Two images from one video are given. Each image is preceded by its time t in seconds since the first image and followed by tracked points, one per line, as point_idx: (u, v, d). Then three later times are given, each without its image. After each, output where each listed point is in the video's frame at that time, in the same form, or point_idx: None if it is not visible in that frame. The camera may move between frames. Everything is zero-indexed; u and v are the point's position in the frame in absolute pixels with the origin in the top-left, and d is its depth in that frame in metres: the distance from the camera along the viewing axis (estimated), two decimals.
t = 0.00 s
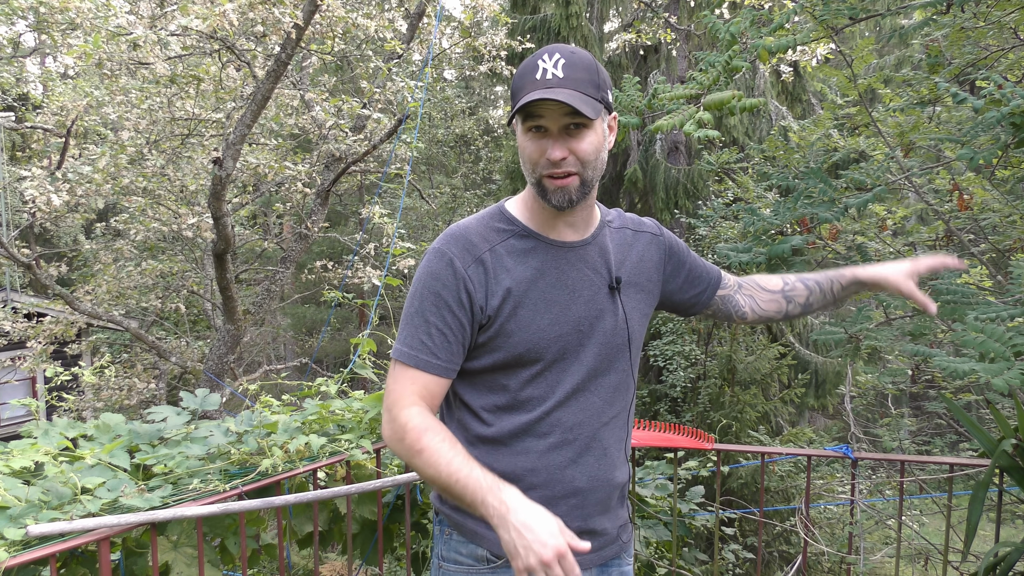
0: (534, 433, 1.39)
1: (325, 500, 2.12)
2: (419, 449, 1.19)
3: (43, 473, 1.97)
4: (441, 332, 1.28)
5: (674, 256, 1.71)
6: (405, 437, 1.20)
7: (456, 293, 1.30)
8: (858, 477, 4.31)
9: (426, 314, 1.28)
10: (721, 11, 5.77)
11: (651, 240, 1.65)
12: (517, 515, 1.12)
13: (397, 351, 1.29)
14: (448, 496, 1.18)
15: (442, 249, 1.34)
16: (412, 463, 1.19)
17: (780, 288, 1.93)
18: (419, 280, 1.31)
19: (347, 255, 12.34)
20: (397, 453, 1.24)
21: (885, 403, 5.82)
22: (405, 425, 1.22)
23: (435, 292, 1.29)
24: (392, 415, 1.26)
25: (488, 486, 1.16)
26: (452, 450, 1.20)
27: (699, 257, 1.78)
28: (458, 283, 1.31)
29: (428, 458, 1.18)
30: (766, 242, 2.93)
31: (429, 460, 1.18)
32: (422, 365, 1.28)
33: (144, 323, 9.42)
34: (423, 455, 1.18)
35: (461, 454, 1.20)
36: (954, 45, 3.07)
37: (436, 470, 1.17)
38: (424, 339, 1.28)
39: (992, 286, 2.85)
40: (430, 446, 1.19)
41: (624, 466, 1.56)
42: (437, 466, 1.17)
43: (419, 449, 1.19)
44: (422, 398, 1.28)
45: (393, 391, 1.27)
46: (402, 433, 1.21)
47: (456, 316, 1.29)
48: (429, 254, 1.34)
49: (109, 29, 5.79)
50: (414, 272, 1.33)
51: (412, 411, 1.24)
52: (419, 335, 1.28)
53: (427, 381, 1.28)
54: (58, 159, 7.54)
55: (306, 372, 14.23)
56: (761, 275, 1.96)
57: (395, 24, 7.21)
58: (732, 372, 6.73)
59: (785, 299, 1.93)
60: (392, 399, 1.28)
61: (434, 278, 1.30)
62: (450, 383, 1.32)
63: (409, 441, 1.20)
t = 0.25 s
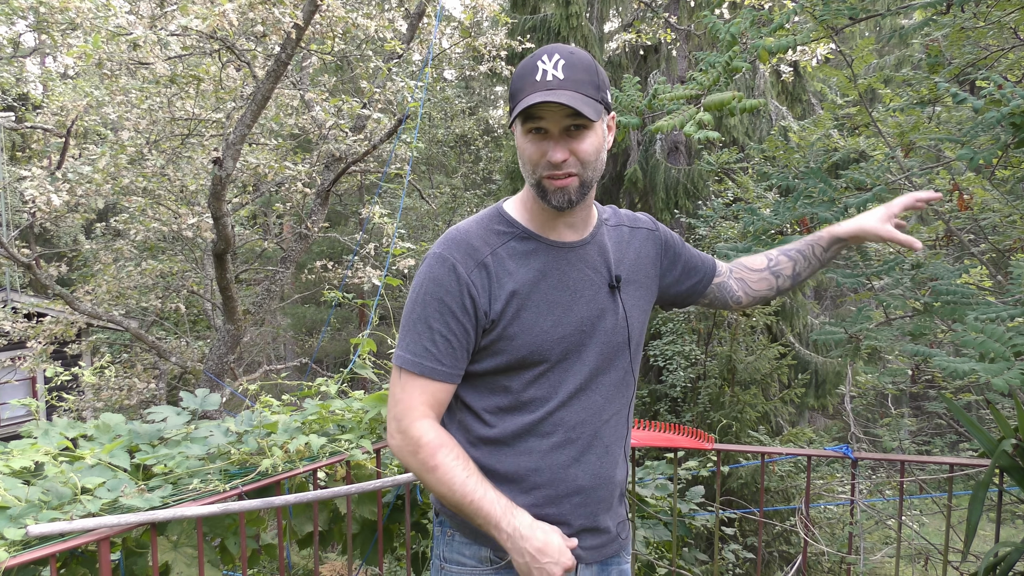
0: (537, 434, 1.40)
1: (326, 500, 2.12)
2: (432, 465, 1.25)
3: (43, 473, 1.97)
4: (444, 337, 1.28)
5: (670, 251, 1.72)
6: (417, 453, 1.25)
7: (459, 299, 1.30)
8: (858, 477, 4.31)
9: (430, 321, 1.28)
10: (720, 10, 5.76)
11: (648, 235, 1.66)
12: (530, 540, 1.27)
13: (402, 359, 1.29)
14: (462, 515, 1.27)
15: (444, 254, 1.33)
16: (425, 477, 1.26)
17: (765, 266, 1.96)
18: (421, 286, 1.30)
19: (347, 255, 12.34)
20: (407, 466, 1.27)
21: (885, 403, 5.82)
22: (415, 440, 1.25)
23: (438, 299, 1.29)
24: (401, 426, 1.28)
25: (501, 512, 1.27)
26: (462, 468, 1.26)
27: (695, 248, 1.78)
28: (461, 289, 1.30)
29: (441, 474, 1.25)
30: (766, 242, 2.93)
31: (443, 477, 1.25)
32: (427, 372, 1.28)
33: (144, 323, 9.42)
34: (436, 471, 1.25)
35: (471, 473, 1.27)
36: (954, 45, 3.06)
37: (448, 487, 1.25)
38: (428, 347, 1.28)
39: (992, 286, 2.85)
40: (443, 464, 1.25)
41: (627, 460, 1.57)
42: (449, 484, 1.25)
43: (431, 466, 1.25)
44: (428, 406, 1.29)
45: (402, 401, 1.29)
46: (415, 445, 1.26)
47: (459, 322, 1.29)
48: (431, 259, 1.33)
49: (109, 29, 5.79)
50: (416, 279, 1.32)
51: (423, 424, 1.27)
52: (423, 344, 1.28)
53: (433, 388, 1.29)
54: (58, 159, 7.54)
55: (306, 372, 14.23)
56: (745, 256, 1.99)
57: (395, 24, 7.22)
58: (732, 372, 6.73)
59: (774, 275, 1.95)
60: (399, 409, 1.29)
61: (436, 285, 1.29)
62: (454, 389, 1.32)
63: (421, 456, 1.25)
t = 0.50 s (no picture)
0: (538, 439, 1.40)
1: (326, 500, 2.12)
2: (440, 472, 1.25)
3: (43, 473, 1.97)
4: (449, 340, 1.28)
5: (671, 257, 1.74)
6: (425, 460, 1.25)
7: (465, 302, 1.29)
8: (858, 477, 4.31)
9: (435, 324, 1.27)
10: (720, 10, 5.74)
11: (650, 241, 1.67)
12: (535, 550, 1.30)
13: (408, 363, 1.28)
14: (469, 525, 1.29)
15: (449, 257, 1.32)
16: (432, 484, 1.25)
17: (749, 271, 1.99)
18: (426, 289, 1.29)
19: (347, 255, 12.34)
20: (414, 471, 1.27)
21: (885, 403, 5.82)
22: (423, 446, 1.25)
23: (444, 303, 1.28)
24: (408, 432, 1.28)
25: (509, 521, 1.30)
26: (470, 476, 1.27)
27: (695, 256, 1.82)
28: (467, 292, 1.30)
29: (449, 482, 1.25)
30: (767, 242, 2.92)
31: (450, 484, 1.25)
32: (432, 375, 1.28)
33: (144, 323, 9.42)
34: (444, 479, 1.25)
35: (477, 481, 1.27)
36: (955, 45, 3.06)
37: (456, 494, 1.25)
38: (434, 351, 1.27)
39: (992, 287, 2.85)
40: (452, 472, 1.25)
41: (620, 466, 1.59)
42: (457, 491, 1.25)
43: (439, 473, 1.25)
44: (434, 411, 1.29)
45: (410, 406, 1.29)
46: (423, 450, 1.25)
47: (464, 326, 1.29)
48: (436, 262, 1.32)
49: (109, 29, 5.78)
50: (421, 281, 1.31)
51: (431, 429, 1.26)
52: (430, 347, 1.27)
53: (438, 392, 1.29)
54: (58, 159, 7.54)
55: (306, 372, 14.23)
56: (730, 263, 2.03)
57: (395, 24, 7.22)
58: (732, 372, 6.73)
59: (759, 280, 1.98)
60: (406, 413, 1.29)
61: (441, 288, 1.29)
62: (457, 393, 1.32)
63: (429, 462, 1.25)
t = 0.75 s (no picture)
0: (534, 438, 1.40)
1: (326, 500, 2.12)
2: (435, 468, 1.25)
3: (43, 473, 1.97)
4: (450, 333, 1.28)
5: (671, 262, 1.75)
6: (421, 454, 1.25)
7: (466, 296, 1.29)
8: (858, 477, 4.31)
9: (436, 317, 1.27)
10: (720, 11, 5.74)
11: (651, 246, 1.67)
12: (527, 549, 1.30)
13: (407, 355, 1.28)
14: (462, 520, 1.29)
15: (452, 249, 1.32)
16: (427, 480, 1.26)
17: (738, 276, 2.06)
18: (428, 281, 1.29)
19: (347, 255, 12.34)
20: (409, 465, 1.27)
21: (885, 403, 5.82)
22: (419, 441, 1.25)
23: (446, 296, 1.28)
24: (404, 425, 1.28)
25: (505, 519, 1.30)
26: (465, 473, 1.27)
27: (695, 262, 1.83)
28: (468, 286, 1.30)
29: (443, 478, 1.25)
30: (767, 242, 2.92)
31: (444, 480, 1.25)
32: (431, 368, 1.28)
33: (144, 323, 9.42)
34: (439, 475, 1.25)
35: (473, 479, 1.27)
36: (955, 45, 3.06)
37: (450, 490, 1.25)
38: (434, 343, 1.27)
39: (992, 287, 2.85)
40: (448, 468, 1.25)
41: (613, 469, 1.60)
42: (451, 488, 1.25)
43: (434, 468, 1.25)
44: (432, 405, 1.29)
45: (409, 399, 1.28)
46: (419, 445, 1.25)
47: (465, 320, 1.29)
48: (438, 254, 1.32)
49: (109, 29, 5.78)
50: (423, 272, 1.31)
51: (428, 424, 1.26)
52: (430, 339, 1.27)
53: (437, 387, 1.29)
54: (58, 159, 7.54)
55: (306, 372, 14.23)
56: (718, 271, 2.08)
57: (395, 24, 7.23)
58: (732, 372, 6.72)
59: (748, 283, 2.05)
60: (403, 406, 1.29)
61: (443, 281, 1.29)
62: (455, 388, 1.32)
63: (425, 457, 1.25)
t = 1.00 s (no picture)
0: (526, 436, 1.40)
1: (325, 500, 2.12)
2: (421, 465, 1.23)
3: (43, 473, 1.97)
4: (442, 327, 1.27)
5: (661, 264, 1.75)
6: (408, 450, 1.23)
7: (458, 289, 1.30)
8: (858, 477, 4.31)
9: (428, 310, 1.27)
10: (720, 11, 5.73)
11: (642, 246, 1.68)
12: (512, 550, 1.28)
13: (397, 349, 1.27)
14: (448, 520, 1.27)
15: (445, 242, 1.33)
16: (413, 477, 1.24)
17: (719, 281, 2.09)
18: (421, 274, 1.29)
19: (347, 255, 12.34)
20: (396, 462, 1.26)
21: (885, 403, 5.83)
22: (406, 436, 1.24)
23: (438, 289, 1.28)
24: (392, 420, 1.26)
25: (490, 519, 1.28)
26: (452, 470, 1.25)
27: (685, 267, 1.83)
28: (461, 279, 1.30)
29: (430, 476, 1.24)
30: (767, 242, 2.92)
31: (431, 477, 1.24)
32: (421, 361, 1.27)
33: (144, 323, 9.42)
34: (425, 472, 1.23)
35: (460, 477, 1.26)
36: (954, 45, 3.06)
37: (437, 488, 1.24)
38: (425, 336, 1.27)
39: (992, 286, 2.85)
40: (435, 466, 1.24)
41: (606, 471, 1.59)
42: (438, 486, 1.24)
43: (421, 465, 1.23)
44: (421, 401, 1.28)
45: (397, 394, 1.27)
46: (405, 442, 1.24)
47: (457, 314, 1.29)
48: (431, 248, 1.32)
49: (109, 28, 5.78)
50: (416, 266, 1.31)
51: (415, 420, 1.25)
52: (421, 332, 1.27)
53: (428, 381, 1.28)
54: (58, 159, 7.54)
55: (306, 372, 14.23)
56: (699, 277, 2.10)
57: (395, 24, 7.22)
58: (732, 372, 6.72)
59: (729, 287, 2.09)
60: (391, 401, 1.27)
61: (436, 274, 1.29)
62: (446, 382, 1.31)
63: (412, 454, 1.24)
